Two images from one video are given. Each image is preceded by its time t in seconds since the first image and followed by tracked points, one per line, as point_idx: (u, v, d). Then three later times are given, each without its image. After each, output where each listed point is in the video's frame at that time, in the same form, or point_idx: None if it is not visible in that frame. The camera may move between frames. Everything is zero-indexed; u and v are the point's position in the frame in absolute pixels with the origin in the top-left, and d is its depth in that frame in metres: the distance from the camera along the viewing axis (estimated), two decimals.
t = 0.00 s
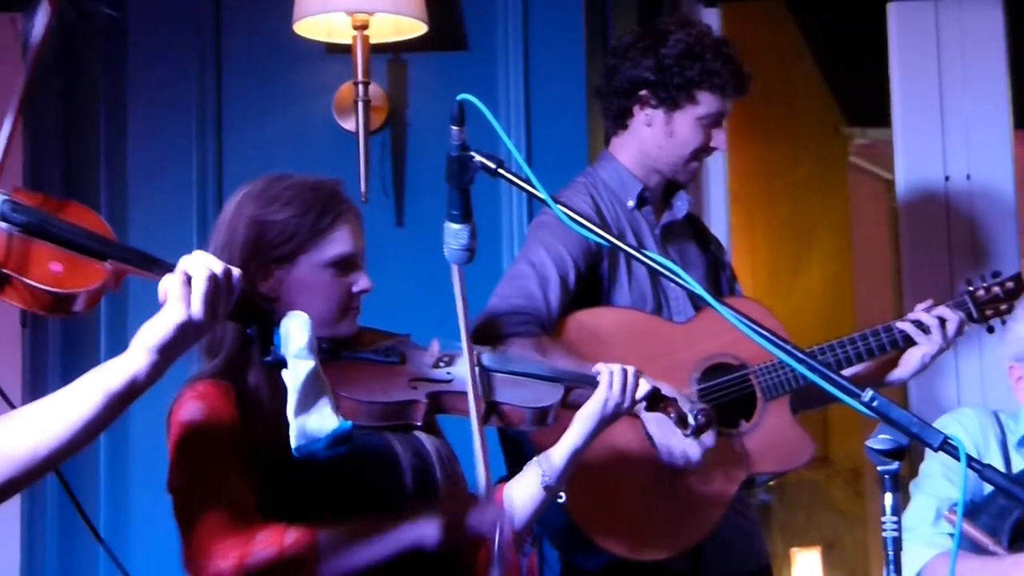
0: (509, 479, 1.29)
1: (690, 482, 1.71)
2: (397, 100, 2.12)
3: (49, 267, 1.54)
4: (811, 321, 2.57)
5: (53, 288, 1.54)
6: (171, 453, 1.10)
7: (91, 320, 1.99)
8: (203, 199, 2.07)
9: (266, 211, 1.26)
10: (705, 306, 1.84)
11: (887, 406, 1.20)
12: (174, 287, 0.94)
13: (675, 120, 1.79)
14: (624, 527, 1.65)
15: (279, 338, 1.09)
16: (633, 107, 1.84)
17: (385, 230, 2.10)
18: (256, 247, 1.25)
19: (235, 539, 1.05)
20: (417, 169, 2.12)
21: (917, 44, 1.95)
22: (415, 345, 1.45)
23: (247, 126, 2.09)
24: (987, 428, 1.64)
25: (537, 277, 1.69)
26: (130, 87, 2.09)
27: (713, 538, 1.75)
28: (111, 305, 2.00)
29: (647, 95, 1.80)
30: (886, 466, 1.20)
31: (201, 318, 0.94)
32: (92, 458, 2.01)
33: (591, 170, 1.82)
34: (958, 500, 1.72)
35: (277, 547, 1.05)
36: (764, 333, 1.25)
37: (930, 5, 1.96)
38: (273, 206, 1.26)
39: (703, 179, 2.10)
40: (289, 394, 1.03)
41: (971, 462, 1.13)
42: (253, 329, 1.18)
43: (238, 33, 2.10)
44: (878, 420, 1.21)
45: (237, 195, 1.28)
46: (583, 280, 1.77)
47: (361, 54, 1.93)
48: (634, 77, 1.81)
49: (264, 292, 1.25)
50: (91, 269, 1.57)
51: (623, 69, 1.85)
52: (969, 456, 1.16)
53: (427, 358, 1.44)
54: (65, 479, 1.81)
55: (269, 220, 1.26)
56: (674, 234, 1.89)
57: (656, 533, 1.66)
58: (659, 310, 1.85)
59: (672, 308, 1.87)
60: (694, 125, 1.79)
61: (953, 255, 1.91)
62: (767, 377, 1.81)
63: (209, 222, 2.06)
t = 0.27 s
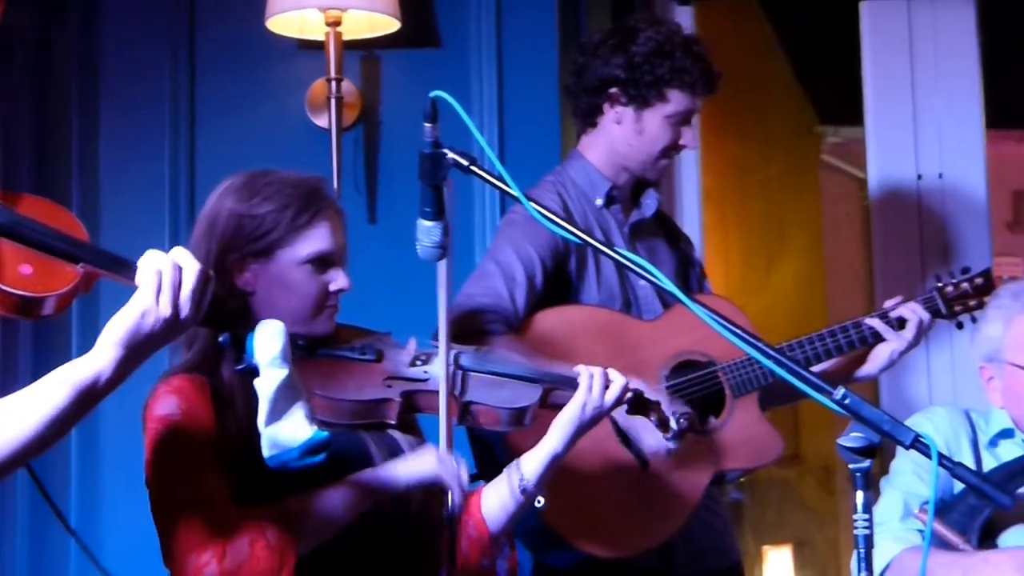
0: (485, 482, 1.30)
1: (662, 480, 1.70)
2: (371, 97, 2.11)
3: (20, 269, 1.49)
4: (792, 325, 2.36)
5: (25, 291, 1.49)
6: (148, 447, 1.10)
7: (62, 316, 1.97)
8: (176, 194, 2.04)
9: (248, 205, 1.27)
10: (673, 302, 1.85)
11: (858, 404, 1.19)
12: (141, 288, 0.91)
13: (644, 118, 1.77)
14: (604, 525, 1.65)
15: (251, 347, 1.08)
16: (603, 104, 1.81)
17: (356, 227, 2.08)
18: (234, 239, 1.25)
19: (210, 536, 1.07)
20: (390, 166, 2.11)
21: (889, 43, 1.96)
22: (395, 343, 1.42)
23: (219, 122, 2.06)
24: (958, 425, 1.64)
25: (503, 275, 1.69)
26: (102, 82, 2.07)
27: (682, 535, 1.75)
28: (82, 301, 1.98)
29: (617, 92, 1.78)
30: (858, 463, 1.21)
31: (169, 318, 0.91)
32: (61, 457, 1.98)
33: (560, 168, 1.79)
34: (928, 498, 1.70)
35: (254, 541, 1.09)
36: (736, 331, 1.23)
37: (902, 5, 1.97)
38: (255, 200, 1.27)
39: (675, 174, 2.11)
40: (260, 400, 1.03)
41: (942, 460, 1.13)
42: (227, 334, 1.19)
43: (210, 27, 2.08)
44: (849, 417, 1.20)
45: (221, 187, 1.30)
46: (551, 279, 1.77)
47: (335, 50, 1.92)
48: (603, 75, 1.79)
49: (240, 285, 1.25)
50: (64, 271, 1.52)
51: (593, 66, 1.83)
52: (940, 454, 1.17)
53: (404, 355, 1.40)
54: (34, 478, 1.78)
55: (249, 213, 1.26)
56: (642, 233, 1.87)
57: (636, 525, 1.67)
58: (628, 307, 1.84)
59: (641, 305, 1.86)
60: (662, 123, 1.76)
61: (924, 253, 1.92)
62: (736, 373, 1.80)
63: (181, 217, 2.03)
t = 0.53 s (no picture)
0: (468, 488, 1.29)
1: (642, 480, 1.70)
2: (347, 96, 2.09)
3: None
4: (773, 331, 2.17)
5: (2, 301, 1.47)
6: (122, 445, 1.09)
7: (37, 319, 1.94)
8: (152, 194, 2.01)
9: (226, 203, 1.25)
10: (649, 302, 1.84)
11: (836, 402, 1.22)
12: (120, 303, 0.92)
13: (618, 117, 1.76)
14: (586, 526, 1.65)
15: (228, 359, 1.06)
16: (576, 104, 1.80)
17: (332, 225, 2.07)
18: (212, 238, 1.24)
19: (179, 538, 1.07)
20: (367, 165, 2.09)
21: (863, 40, 1.98)
22: (372, 343, 1.43)
23: (195, 120, 2.04)
24: (935, 423, 1.65)
25: (477, 274, 1.68)
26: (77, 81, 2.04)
27: (659, 533, 1.74)
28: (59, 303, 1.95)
29: (590, 91, 1.77)
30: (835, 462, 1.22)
31: (148, 331, 0.93)
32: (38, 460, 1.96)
33: (533, 167, 1.78)
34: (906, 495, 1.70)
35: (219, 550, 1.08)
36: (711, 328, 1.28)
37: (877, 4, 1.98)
38: (233, 199, 1.26)
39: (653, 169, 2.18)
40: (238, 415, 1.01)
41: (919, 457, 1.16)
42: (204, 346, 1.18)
43: (186, 25, 2.06)
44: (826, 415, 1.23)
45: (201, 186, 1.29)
46: (524, 278, 1.76)
47: (311, 48, 1.90)
48: (577, 73, 1.78)
49: (218, 284, 1.24)
50: (43, 281, 1.50)
51: (567, 65, 1.82)
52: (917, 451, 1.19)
53: (383, 357, 1.41)
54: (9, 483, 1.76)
55: (227, 212, 1.25)
56: (617, 232, 1.85)
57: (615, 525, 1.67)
58: (604, 306, 1.83)
59: (616, 304, 1.85)
60: (635, 122, 1.76)
61: (900, 251, 1.93)
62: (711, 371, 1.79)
63: (157, 217, 2.01)
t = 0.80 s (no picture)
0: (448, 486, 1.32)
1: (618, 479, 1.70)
2: (323, 95, 2.07)
3: None
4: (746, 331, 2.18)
5: None
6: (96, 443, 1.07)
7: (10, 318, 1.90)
8: (127, 193, 1.99)
9: (198, 201, 1.24)
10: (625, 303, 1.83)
11: (811, 401, 1.24)
12: (99, 290, 0.91)
13: (594, 117, 1.75)
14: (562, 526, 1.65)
15: (210, 347, 1.03)
16: (553, 103, 1.79)
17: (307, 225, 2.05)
18: (183, 237, 1.23)
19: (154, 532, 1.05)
20: (342, 164, 2.08)
21: (840, 41, 1.98)
22: (348, 342, 1.41)
23: (172, 118, 2.02)
24: (908, 421, 1.65)
25: (452, 274, 1.67)
26: (52, 78, 2.00)
27: (634, 533, 1.74)
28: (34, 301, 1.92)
29: (568, 91, 1.76)
30: (810, 461, 1.21)
31: (126, 320, 0.93)
32: (10, 462, 1.93)
33: (509, 167, 1.77)
34: (880, 496, 1.70)
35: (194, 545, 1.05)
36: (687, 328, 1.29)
37: (853, 6, 1.99)
38: (205, 196, 1.25)
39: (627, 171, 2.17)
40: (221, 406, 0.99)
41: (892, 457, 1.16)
42: (185, 333, 1.07)
43: (162, 23, 2.03)
44: (801, 415, 1.24)
45: (173, 184, 1.27)
46: (498, 278, 1.74)
47: (286, 48, 1.88)
48: (554, 73, 1.77)
49: (190, 283, 1.23)
50: (19, 269, 1.37)
51: (544, 64, 1.81)
52: (891, 453, 1.19)
53: (357, 356, 1.39)
54: None
55: (198, 211, 1.24)
56: (592, 233, 1.84)
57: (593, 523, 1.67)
58: (579, 306, 1.82)
59: (591, 305, 1.84)
60: (612, 123, 1.75)
61: (875, 251, 1.94)
62: (686, 372, 1.79)
63: (133, 216, 1.99)
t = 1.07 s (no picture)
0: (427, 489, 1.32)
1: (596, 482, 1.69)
2: (298, 94, 2.06)
3: None
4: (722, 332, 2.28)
5: None
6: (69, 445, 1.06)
7: None
8: (102, 192, 1.97)
9: (176, 200, 1.23)
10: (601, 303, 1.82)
11: (786, 403, 1.25)
12: (80, 301, 0.91)
13: (573, 117, 1.75)
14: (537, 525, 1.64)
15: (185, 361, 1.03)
16: (531, 104, 1.78)
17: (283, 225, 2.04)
18: (160, 236, 1.22)
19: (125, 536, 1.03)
20: (318, 164, 2.07)
21: (816, 43, 1.99)
22: (324, 344, 1.40)
23: (147, 118, 2.00)
24: (880, 421, 1.65)
25: (428, 274, 1.66)
26: (26, 77, 1.98)
27: (611, 533, 1.74)
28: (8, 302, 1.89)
29: (547, 91, 1.76)
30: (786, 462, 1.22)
31: (106, 331, 0.92)
32: None
33: (486, 167, 1.77)
34: (854, 498, 1.71)
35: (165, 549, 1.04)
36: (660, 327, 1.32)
37: (829, 8, 2.00)
38: (183, 196, 1.23)
39: (604, 173, 2.06)
40: (193, 416, 0.97)
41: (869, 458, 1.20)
42: (161, 347, 1.12)
43: (136, 22, 2.02)
44: (776, 415, 1.26)
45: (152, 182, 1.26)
46: (475, 278, 1.73)
47: (262, 49, 1.87)
48: (533, 73, 1.77)
49: (167, 284, 1.21)
50: None
51: (523, 64, 1.81)
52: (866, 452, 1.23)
53: (332, 357, 1.38)
54: None
55: (175, 210, 1.22)
56: (568, 234, 1.83)
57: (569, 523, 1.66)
58: (556, 306, 1.82)
59: (568, 305, 1.84)
60: (591, 124, 1.75)
61: (851, 251, 1.95)
62: (663, 371, 1.80)
63: (108, 216, 1.97)
